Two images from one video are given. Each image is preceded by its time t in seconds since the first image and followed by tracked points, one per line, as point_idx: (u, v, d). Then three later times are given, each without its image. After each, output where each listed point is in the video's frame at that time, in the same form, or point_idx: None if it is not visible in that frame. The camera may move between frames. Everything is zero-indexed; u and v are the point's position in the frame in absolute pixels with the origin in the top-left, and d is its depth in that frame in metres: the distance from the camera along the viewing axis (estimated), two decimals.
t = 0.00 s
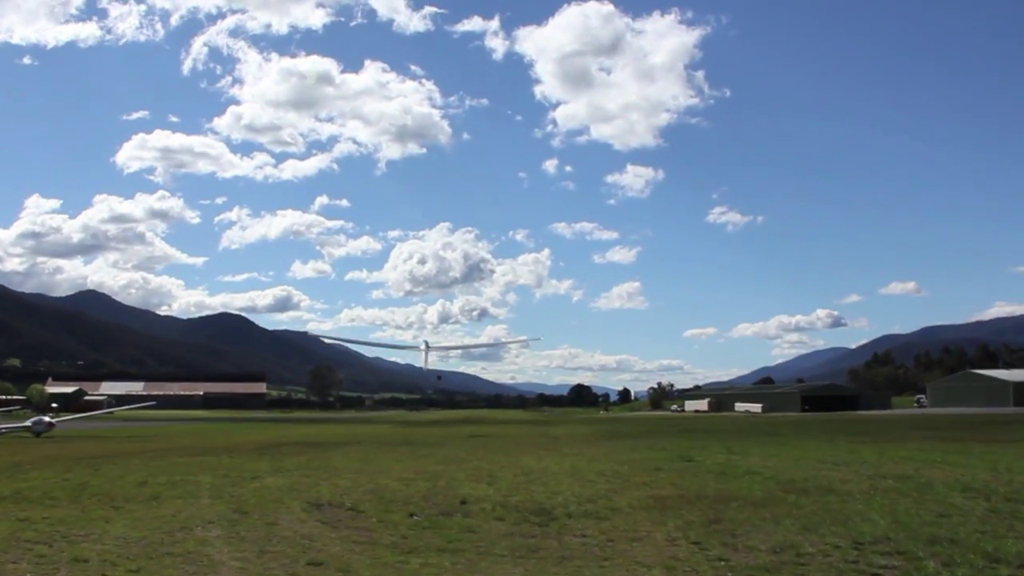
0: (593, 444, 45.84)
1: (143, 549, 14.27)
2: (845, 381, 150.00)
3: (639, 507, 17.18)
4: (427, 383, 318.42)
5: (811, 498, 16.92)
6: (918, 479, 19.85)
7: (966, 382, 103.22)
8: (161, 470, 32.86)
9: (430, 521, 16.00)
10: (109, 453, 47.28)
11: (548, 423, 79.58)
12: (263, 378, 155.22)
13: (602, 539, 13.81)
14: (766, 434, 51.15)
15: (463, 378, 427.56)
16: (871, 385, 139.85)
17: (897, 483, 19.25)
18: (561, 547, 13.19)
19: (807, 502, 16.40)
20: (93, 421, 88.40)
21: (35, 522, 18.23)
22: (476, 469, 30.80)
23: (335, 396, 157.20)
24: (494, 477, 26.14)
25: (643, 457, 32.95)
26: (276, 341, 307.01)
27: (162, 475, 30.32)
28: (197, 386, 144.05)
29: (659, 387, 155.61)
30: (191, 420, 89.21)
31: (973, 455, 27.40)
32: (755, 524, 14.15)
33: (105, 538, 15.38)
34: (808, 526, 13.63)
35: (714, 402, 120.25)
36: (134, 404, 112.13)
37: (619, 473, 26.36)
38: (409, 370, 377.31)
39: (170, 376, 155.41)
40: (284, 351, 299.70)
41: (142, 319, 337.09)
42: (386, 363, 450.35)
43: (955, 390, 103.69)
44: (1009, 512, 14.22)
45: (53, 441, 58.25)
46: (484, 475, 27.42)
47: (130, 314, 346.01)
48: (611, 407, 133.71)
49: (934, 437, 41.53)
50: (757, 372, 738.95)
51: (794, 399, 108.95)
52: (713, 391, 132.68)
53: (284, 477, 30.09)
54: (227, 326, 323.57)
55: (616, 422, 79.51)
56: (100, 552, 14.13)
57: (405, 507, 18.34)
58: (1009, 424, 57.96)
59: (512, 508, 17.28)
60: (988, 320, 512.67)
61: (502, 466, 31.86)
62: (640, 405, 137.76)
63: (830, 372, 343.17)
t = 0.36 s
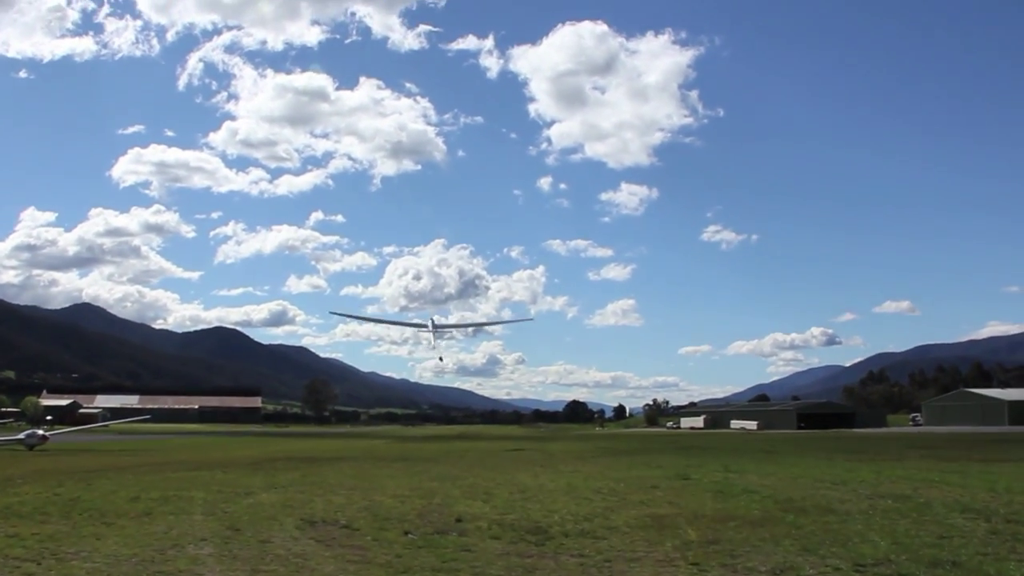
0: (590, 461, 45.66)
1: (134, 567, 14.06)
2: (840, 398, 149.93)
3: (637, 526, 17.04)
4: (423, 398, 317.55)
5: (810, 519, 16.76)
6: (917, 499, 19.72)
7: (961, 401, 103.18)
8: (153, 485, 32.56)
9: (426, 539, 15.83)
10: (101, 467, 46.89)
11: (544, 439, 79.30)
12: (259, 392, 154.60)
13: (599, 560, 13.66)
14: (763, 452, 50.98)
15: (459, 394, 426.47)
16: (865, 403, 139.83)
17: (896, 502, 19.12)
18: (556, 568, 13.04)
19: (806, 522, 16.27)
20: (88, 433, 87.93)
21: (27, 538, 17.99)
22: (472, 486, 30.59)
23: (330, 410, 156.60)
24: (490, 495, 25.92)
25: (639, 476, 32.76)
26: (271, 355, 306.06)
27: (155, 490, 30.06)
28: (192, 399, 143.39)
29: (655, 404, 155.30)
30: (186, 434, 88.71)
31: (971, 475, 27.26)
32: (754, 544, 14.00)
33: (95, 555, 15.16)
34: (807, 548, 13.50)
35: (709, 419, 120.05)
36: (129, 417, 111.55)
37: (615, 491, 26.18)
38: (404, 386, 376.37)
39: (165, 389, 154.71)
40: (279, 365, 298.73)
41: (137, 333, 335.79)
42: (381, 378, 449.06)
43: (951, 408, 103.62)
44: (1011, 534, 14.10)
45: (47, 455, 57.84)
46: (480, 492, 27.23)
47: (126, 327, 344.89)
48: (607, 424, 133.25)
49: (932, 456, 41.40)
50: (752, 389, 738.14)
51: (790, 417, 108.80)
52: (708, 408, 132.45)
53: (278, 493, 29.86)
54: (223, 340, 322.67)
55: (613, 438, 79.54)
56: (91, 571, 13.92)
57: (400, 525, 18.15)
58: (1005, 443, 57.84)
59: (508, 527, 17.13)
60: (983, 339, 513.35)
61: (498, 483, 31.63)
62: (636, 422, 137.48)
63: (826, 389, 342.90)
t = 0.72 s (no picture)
0: (582, 480, 45.62)
1: None
2: (831, 419, 149.97)
3: (628, 547, 17.02)
4: (414, 417, 316.32)
5: (800, 540, 16.84)
6: (908, 520, 19.76)
7: (952, 422, 103.37)
8: (141, 503, 32.31)
9: (416, 559, 15.85)
10: (91, 483, 46.53)
11: (537, 459, 79.05)
12: (250, 409, 154.01)
13: None
14: (755, 473, 51.02)
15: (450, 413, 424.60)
16: (857, 424, 139.92)
17: (888, 524, 19.15)
18: None
19: (794, 544, 16.35)
20: (79, 449, 87.42)
21: (16, 555, 17.83)
22: (463, 506, 30.48)
23: (322, 428, 156.00)
24: (480, 516, 25.76)
25: (631, 495, 32.65)
26: (263, 372, 304.73)
27: (143, 507, 29.80)
28: (183, 416, 142.55)
29: (646, 424, 155.08)
30: (176, 452, 88.13)
31: (965, 497, 27.27)
32: (745, 567, 14.00)
33: None
34: (798, 570, 13.56)
35: (701, 440, 119.93)
36: (120, 433, 111.00)
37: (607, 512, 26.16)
38: (396, 404, 374.86)
39: (155, 406, 153.69)
40: (271, 382, 297.41)
41: (129, 349, 334.04)
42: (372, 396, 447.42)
43: (942, 430, 103.83)
44: (1001, 556, 14.20)
45: (36, 472, 57.38)
46: (471, 513, 27.15)
47: (117, 343, 343.10)
48: (598, 444, 132.92)
49: (923, 478, 41.49)
50: (743, 411, 737.20)
51: (781, 438, 108.84)
52: (700, 428, 132.34)
53: (268, 512, 29.67)
54: (214, 357, 321.33)
55: (605, 458, 79.42)
56: None
57: (390, 543, 18.09)
58: (996, 465, 57.96)
59: (499, 547, 17.06)
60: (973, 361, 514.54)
61: (489, 503, 31.52)
62: (627, 443, 137.20)
63: (817, 410, 343.12)
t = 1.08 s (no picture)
0: (573, 500, 45.56)
1: None
2: (821, 439, 150.06)
3: (620, 567, 17.00)
4: (405, 436, 314.91)
5: (792, 561, 16.85)
6: (900, 541, 19.78)
7: (942, 443, 103.70)
8: (129, 521, 32.15)
9: None
10: (80, 502, 46.18)
11: (528, 478, 78.90)
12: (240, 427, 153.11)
13: None
14: (746, 493, 51.00)
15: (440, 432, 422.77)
16: (847, 444, 140.01)
17: (880, 545, 19.20)
18: None
19: (787, 564, 16.36)
20: (67, 466, 86.83)
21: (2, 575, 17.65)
22: (453, 526, 30.35)
23: (313, 446, 155.11)
24: (470, 535, 25.65)
25: (621, 516, 32.60)
26: (253, 390, 303.03)
27: (132, 526, 29.65)
28: (172, 434, 141.58)
29: (637, 444, 154.78)
30: (165, 470, 87.55)
31: (954, 517, 27.39)
32: None
33: None
34: None
35: (691, 460, 119.88)
36: (109, 451, 110.20)
37: (598, 532, 26.13)
38: (386, 423, 373.22)
39: (145, 423, 152.66)
40: (261, 400, 295.85)
41: (118, 366, 331.94)
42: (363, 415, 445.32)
43: (932, 450, 104.12)
44: None
45: (24, 489, 57.01)
46: (462, 532, 27.01)
47: (106, 360, 340.93)
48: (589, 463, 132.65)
49: (913, 498, 41.60)
50: (734, 431, 736.40)
51: (772, 458, 108.90)
52: (690, 448, 132.27)
53: (258, 530, 29.55)
54: (204, 375, 319.58)
55: (596, 477, 79.42)
56: None
57: (381, 563, 18.03)
58: (986, 485, 58.06)
59: (491, 567, 17.03)
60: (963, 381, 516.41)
61: (480, 523, 31.44)
62: (618, 462, 137.01)
63: (808, 430, 343.58)
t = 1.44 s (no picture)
0: (564, 525, 45.64)
1: None
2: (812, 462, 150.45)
3: None
4: (395, 459, 313.58)
5: None
6: (890, 565, 20.08)
7: (933, 465, 104.25)
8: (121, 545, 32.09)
9: None
10: (71, 525, 46.02)
11: (519, 501, 78.94)
12: (229, 450, 152.52)
13: None
14: (738, 517, 51.19)
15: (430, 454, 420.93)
16: (837, 467, 140.43)
17: (871, 570, 19.52)
18: None
19: None
20: (55, 489, 86.35)
21: None
22: (444, 550, 30.44)
23: (302, 469, 154.64)
24: (463, 560, 25.77)
25: (612, 541, 32.72)
26: (242, 413, 301.66)
27: (124, 550, 29.64)
28: (161, 456, 140.77)
29: (628, 467, 154.66)
30: (154, 492, 87.18)
31: (945, 541, 27.68)
32: None
33: None
34: None
35: (682, 483, 120.00)
36: (98, 473, 109.70)
37: (590, 556, 26.26)
38: (376, 446, 371.59)
39: (133, 445, 151.73)
40: (250, 422, 294.40)
41: (107, 387, 330.10)
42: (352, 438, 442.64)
43: (922, 473, 104.66)
44: None
45: (13, 511, 56.79)
46: (453, 556, 27.08)
47: (95, 381, 338.97)
48: (579, 486, 132.47)
49: (903, 521, 41.94)
50: (724, 454, 735.49)
51: (762, 481, 109.12)
52: (680, 471, 132.54)
53: (251, 555, 29.58)
54: (193, 396, 318.04)
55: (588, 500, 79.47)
56: None
57: None
58: (976, 508, 58.49)
59: None
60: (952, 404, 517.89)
61: (471, 547, 31.53)
62: (609, 485, 136.93)
63: (799, 452, 344.02)
